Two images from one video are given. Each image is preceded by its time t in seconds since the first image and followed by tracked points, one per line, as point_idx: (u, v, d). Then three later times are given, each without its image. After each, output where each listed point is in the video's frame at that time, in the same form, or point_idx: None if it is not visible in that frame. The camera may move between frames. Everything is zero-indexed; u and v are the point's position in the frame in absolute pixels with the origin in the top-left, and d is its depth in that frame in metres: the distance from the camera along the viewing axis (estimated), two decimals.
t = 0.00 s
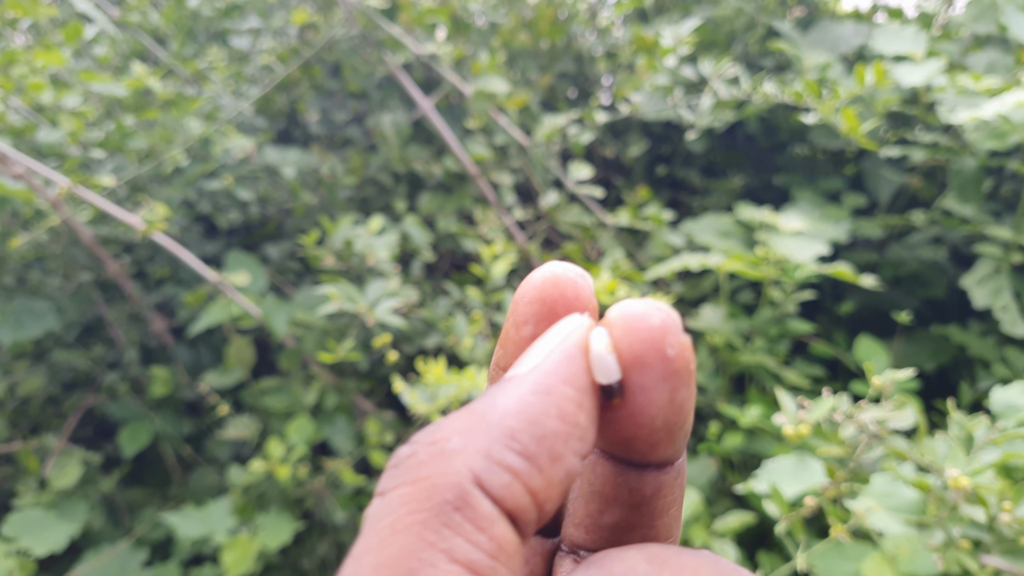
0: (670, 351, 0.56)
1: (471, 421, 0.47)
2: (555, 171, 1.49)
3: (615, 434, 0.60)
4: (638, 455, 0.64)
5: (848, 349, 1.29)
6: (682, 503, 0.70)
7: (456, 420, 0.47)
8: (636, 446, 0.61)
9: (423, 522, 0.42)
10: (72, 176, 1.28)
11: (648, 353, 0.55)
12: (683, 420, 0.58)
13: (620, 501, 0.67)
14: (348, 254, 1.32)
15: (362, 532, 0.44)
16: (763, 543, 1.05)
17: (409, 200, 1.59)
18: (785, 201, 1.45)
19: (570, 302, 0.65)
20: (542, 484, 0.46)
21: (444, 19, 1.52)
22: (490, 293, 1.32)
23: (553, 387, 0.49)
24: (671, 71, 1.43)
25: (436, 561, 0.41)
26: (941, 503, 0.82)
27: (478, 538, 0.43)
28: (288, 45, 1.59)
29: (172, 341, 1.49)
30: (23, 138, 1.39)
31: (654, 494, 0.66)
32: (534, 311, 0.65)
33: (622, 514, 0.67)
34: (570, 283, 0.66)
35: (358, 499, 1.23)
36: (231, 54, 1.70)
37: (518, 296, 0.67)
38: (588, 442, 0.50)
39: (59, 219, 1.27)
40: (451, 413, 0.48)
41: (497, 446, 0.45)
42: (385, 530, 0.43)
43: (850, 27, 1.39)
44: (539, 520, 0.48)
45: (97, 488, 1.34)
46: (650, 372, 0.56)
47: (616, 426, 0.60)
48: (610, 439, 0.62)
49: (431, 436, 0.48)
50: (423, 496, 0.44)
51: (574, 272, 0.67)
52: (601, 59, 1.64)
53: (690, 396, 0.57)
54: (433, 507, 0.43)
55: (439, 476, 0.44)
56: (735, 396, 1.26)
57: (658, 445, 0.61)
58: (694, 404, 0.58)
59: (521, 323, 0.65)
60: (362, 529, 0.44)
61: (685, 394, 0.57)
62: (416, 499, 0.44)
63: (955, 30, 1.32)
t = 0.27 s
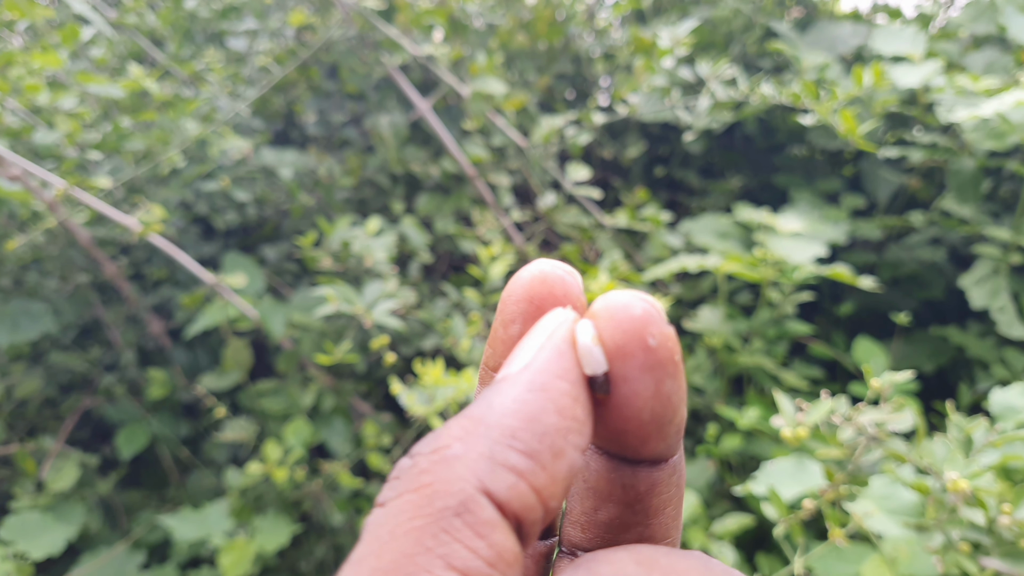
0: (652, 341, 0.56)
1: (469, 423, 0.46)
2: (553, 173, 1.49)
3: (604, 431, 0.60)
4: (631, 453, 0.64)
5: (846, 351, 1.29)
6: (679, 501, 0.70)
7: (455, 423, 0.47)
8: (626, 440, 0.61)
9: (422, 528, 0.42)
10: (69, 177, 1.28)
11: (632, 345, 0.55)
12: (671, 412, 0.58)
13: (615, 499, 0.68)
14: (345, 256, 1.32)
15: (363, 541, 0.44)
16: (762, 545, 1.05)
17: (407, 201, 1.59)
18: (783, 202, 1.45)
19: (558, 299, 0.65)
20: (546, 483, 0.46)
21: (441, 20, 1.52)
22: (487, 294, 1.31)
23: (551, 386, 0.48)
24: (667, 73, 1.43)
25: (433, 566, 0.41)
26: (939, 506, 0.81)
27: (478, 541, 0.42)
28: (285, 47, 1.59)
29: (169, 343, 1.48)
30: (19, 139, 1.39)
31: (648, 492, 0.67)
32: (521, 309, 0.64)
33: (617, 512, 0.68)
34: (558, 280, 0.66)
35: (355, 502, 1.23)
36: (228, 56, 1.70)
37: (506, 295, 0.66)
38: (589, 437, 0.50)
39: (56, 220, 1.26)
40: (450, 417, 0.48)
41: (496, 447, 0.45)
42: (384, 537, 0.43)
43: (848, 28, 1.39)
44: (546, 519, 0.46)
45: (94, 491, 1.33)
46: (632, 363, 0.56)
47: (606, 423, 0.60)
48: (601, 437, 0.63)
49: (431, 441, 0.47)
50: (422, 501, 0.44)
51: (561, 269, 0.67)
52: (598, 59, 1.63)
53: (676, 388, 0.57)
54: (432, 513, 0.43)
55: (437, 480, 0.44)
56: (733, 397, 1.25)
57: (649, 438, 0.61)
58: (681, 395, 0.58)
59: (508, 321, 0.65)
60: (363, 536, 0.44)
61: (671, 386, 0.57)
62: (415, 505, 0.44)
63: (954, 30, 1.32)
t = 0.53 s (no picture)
0: (651, 351, 0.55)
1: (459, 420, 0.46)
2: (553, 174, 1.49)
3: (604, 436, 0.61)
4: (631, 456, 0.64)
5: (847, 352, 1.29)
6: (682, 503, 0.70)
7: (444, 419, 0.47)
8: (626, 446, 0.62)
9: (412, 522, 0.42)
10: (69, 179, 1.28)
11: (632, 354, 0.55)
12: (671, 419, 0.58)
13: (614, 501, 0.68)
14: (345, 257, 1.32)
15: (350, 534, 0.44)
16: (763, 546, 1.05)
17: (407, 202, 1.59)
18: (784, 203, 1.45)
19: (558, 301, 0.65)
20: (532, 484, 0.46)
21: (441, 21, 1.52)
22: (488, 295, 1.31)
23: (544, 387, 0.49)
24: (667, 73, 1.43)
25: (424, 561, 0.41)
26: (940, 506, 0.82)
27: (467, 537, 0.43)
28: (285, 48, 1.59)
29: (170, 345, 1.48)
30: (19, 141, 1.37)
31: (650, 494, 0.67)
32: (521, 309, 0.65)
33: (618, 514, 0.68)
34: (559, 279, 0.66)
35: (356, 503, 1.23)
36: (228, 57, 1.70)
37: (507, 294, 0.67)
38: (578, 441, 0.50)
39: (55, 222, 1.26)
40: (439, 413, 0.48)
41: (486, 446, 0.45)
42: (372, 532, 0.43)
43: (848, 29, 1.39)
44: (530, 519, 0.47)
45: (94, 492, 1.33)
46: (631, 372, 0.56)
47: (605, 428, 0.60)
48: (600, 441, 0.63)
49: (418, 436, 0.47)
50: (410, 496, 0.43)
51: (560, 269, 0.67)
52: (599, 60, 1.63)
53: (676, 395, 0.57)
54: (420, 507, 0.43)
55: (426, 475, 0.44)
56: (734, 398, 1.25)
57: (650, 442, 0.61)
58: (682, 403, 0.58)
59: (509, 321, 0.65)
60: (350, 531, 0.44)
61: (672, 393, 0.57)
62: (403, 499, 0.44)
63: (954, 31, 1.32)
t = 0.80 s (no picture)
0: (645, 361, 0.55)
1: (447, 415, 0.46)
2: (553, 174, 1.49)
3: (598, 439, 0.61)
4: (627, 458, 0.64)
5: (846, 352, 1.29)
6: (679, 501, 0.70)
7: (431, 414, 0.47)
8: (624, 451, 0.62)
9: (399, 514, 0.42)
10: (68, 179, 1.28)
11: (626, 364, 0.54)
12: (668, 425, 0.58)
13: (609, 501, 0.68)
14: (345, 258, 1.32)
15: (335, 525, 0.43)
16: (763, 547, 1.05)
17: (406, 203, 1.59)
18: (784, 204, 1.45)
19: (552, 301, 0.65)
20: (516, 484, 0.46)
21: (441, 22, 1.52)
22: (487, 296, 1.31)
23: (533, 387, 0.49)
24: (668, 75, 1.44)
25: (413, 553, 0.41)
26: (940, 507, 0.82)
27: (453, 530, 0.43)
28: (285, 49, 1.59)
29: (169, 346, 1.48)
30: (19, 142, 1.34)
31: (647, 494, 0.67)
32: (515, 308, 0.65)
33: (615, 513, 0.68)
34: (553, 280, 0.66)
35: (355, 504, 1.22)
36: (228, 57, 1.70)
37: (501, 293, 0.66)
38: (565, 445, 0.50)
39: (55, 223, 1.26)
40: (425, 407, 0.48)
41: (472, 442, 0.45)
42: (359, 523, 0.42)
43: (848, 30, 1.40)
44: (512, 518, 0.48)
45: (94, 493, 1.33)
46: (627, 383, 0.55)
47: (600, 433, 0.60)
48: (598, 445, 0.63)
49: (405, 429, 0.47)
50: (397, 487, 0.43)
51: (553, 268, 0.67)
52: (598, 61, 1.63)
53: (672, 402, 0.57)
54: (407, 499, 0.43)
55: (413, 467, 0.44)
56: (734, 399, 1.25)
57: (648, 448, 0.61)
58: (677, 409, 0.58)
59: (503, 320, 0.65)
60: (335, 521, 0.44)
61: (667, 401, 0.57)
62: (390, 490, 0.43)
63: (954, 32, 1.33)
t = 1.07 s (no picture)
0: (646, 342, 0.54)
1: (460, 402, 0.46)
2: (552, 175, 1.49)
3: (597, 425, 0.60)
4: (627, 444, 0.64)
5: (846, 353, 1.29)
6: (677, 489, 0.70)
7: (446, 400, 0.46)
8: (623, 434, 0.61)
9: (416, 505, 0.42)
10: (67, 180, 1.27)
11: (626, 344, 0.54)
12: (668, 407, 0.57)
13: (610, 487, 0.68)
14: (344, 259, 1.31)
15: (353, 516, 0.43)
16: (763, 548, 1.05)
17: (406, 204, 1.58)
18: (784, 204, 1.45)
19: (548, 288, 0.65)
20: (534, 469, 0.46)
21: (440, 21, 1.52)
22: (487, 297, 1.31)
23: (545, 371, 0.48)
24: (667, 75, 1.44)
25: (428, 543, 0.41)
26: (941, 508, 0.82)
27: (471, 520, 0.42)
28: (283, 49, 1.58)
29: (167, 347, 1.48)
30: (17, 142, 1.35)
31: (646, 480, 0.67)
32: (510, 296, 0.64)
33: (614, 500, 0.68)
34: (547, 267, 0.65)
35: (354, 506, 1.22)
36: (226, 58, 1.69)
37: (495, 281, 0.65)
38: (579, 427, 0.50)
39: (53, 223, 1.25)
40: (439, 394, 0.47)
41: (489, 429, 0.44)
42: (375, 514, 0.42)
43: (848, 30, 1.39)
44: (532, 502, 0.47)
45: (92, 494, 1.33)
46: (628, 362, 0.55)
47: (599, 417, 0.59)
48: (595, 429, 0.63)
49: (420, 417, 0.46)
50: (414, 478, 0.43)
51: (547, 256, 0.66)
52: (598, 61, 1.63)
53: (672, 383, 0.56)
54: (424, 489, 0.42)
55: (428, 456, 0.43)
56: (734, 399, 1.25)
57: (646, 432, 0.61)
58: (678, 391, 0.57)
59: (499, 308, 0.64)
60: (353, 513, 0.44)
61: (668, 382, 0.56)
62: (407, 481, 0.43)
63: (955, 33, 1.32)
